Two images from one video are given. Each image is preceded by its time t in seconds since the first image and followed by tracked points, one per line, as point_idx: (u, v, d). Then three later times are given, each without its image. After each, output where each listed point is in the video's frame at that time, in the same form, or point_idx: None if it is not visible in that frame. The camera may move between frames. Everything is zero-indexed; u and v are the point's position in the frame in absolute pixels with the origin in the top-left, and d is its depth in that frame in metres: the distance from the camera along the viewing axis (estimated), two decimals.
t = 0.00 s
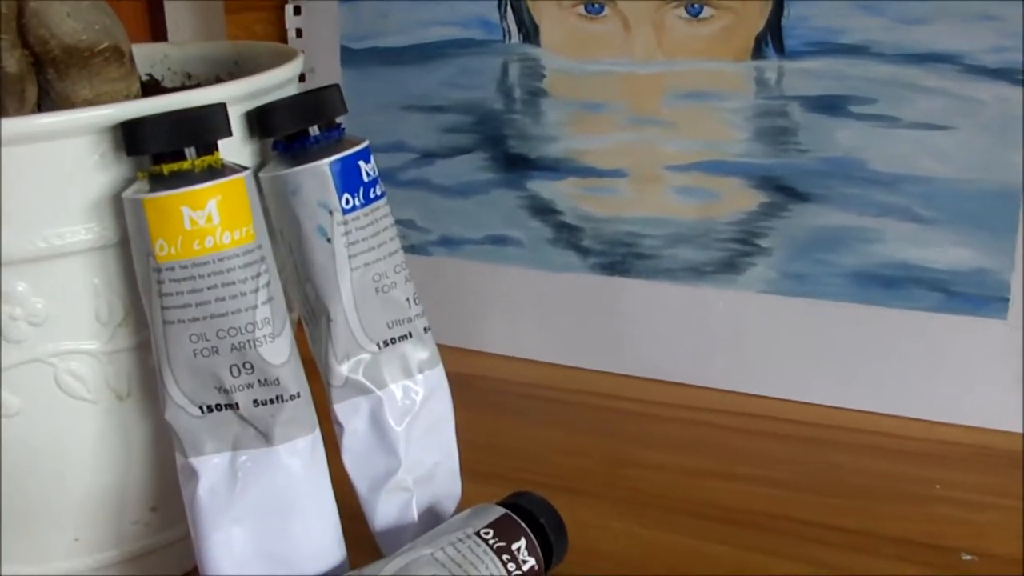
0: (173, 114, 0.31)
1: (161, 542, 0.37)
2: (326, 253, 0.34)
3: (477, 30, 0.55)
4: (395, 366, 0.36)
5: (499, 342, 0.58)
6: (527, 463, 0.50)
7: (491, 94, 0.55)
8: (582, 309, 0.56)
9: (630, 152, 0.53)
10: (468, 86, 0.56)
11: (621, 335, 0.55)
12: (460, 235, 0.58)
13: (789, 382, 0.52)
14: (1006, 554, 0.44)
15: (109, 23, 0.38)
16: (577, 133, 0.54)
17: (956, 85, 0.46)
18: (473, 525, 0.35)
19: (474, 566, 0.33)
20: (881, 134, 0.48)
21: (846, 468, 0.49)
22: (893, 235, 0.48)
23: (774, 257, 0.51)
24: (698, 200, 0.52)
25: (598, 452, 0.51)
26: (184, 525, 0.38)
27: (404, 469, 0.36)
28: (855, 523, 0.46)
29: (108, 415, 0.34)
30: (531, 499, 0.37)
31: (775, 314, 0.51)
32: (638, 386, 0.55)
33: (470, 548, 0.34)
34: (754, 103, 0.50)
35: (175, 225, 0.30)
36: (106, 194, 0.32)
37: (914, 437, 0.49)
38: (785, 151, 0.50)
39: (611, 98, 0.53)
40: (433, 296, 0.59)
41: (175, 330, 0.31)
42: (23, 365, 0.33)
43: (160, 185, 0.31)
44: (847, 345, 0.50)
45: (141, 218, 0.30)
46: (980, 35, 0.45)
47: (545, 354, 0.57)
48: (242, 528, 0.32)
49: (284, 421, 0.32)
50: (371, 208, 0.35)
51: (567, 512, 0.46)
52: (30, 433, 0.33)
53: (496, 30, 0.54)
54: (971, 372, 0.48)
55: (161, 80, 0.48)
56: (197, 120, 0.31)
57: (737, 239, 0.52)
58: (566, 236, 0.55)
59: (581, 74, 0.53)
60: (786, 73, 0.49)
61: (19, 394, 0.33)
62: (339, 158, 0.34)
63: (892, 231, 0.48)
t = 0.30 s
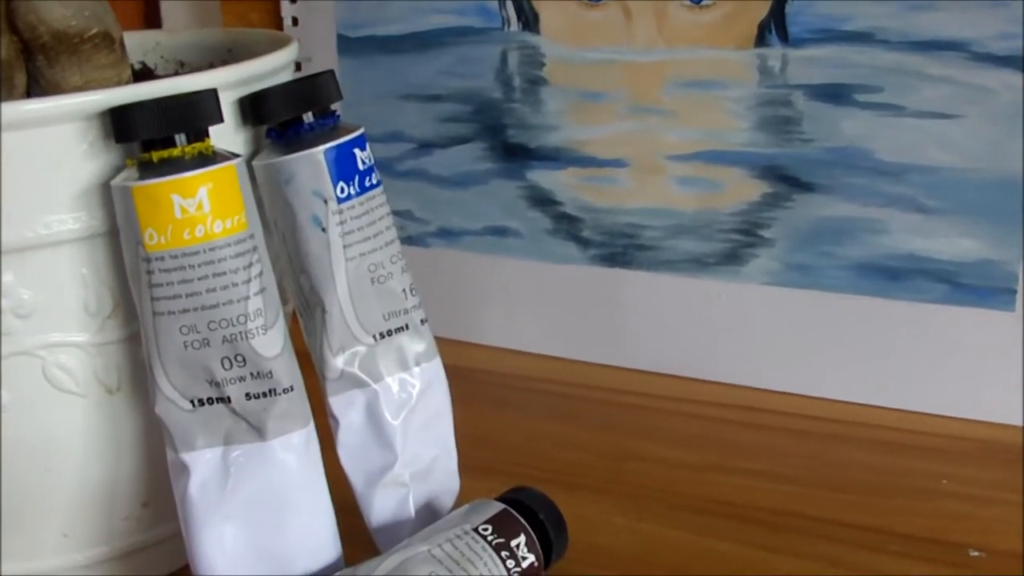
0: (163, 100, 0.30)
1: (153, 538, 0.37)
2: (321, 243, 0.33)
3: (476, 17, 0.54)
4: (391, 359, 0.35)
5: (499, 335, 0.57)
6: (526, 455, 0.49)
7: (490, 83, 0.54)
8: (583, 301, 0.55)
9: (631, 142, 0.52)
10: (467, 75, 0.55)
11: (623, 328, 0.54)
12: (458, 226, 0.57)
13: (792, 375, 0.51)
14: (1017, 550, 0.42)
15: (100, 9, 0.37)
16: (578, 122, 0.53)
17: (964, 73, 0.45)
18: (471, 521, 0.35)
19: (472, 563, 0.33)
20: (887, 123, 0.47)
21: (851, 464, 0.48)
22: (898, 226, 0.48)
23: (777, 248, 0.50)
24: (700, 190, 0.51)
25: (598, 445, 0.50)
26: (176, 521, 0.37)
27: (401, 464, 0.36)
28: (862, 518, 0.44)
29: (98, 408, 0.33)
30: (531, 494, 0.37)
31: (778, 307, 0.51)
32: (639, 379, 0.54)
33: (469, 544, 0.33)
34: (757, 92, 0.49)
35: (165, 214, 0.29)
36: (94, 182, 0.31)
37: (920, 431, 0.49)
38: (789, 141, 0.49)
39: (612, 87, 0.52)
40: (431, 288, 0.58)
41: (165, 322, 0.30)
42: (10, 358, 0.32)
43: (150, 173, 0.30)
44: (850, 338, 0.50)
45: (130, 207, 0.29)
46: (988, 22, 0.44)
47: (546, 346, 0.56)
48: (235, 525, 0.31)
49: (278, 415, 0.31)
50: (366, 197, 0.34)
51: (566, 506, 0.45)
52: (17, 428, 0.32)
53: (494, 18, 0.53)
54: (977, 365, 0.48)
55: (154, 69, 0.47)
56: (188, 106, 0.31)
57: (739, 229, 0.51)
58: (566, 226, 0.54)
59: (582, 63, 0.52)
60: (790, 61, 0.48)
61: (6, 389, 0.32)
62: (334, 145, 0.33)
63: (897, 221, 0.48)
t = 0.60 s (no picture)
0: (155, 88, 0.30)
1: (147, 534, 0.36)
2: (317, 234, 0.33)
3: (476, 7, 0.53)
4: (388, 353, 0.34)
5: (498, 328, 0.57)
6: (526, 450, 0.48)
7: (489, 74, 0.54)
8: (583, 294, 0.54)
9: (632, 133, 0.51)
10: (466, 65, 0.54)
11: (623, 321, 0.54)
12: (457, 219, 0.56)
13: (794, 369, 0.51)
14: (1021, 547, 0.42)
15: None
16: (578, 113, 0.52)
17: (968, 63, 0.44)
18: (469, 518, 0.34)
19: (470, 561, 0.32)
20: (890, 115, 0.46)
21: (855, 459, 0.47)
22: (901, 218, 0.47)
23: (779, 241, 0.49)
24: (701, 182, 0.50)
25: (598, 440, 0.49)
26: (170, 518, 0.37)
27: (398, 460, 0.35)
28: (865, 514, 0.44)
29: (89, 403, 0.33)
30: (531, 491, 0.36)
31: (780, 300, 0.50)
32: (639, 373, 0.54)
33: (467, 541, 0.33)
34: (759, 83, 0.48)
35: (157, 205, 0.28)
36: (85, 173, 0.30)
37: (924, 426, 0.48)
38: (791, 132, 0.48)
39: (613, 77, 0.51)
40: (429, 282, 0.58)
41: (157, 315, 0.29)
42: None
43: (141, 163, 0.29)
44: (853, 332, 0.49)
45: (120, 197, 0.29)
46: (993, 12, 0.44)
47: (546, 340, 0.56)
48: (229, 521, 0.30)
49: (272, 410, 0.30)
50: (363, 187, 0.33)
51: (565, 501, 0.44)
52: (5, 425, 0.32)
53: (494, 8, 0.52)
54: (981, 360, 0.47)
55: (150, 60, 0.47)
56: (180, 95, 0.30)
57: (741, 222, 0.50)
58: (566, 219, 0.54)
59: (583, 54, 0.51)
60: (792, 51, 0.47)
61: None
62: (330, 135, 0.32)
63: (900, 214, 0.47)
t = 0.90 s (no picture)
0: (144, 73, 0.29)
1: (138, 530, 0.35)
2: (311, 223, 0.32)
3: None
4: (385, 345, 0.33)
5: (497, 321, 0.56)
6: (526, 444, 0.48)
7: (489, 63, 0.53)
8: (584, 286, 0.54)
9: (633, 122, 0.50)
10: (463, 54, 0.53)
11: (624, 314, 0.53)
12: (456, 210, 0.55)
13: (798, 361, 0.50)
14: None
15: None
16: (578, 102, 0.51)
17: (975, 51, 0.44)
18: (468, 513, 0.33)
19: (469, 557, 0.31)
20: (896, 103, 0.45)
21: (860, 453, 0.46)
22: (907, 209, 0.46)
23: (783, 232, 0.49)
24: (703, 172, 0.49)
25: (600, 434, 0.48)
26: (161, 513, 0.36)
27: (395, 454, 0.34)
28: (871, 509, 0.43)
29: (78, 397, 0.32)
30: (529, 485, 0.36)
31: (784, 292, 0.49)
32: (641, 366, 0.53)
33: (465, 537, 0.32)
34: (762, 71, 0.47)
35: (146, 193, 0.28)
36: (73, 160, 0.30)
37: (930, 419, 0.48)
38: (795, 121, 0.47)
39: (614, 66, 0.50)
40: (427, 273, 0.57)
41: (147, 305, 0.28)
42: None
43: (130, 150, 0.28)
44: (857, 324, 0.48)
45: (109, 185, 0.28)
46: None
47: (546, 333, 0.55)
48: (221, 517, 0.30)
49: (265, 403, 0.30)
50: (359, 175, 0.33)
51: (565, 496, 0.44)
52: None
53: None
54: (987, 352, 0.46)
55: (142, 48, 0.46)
56: (170, 80, 0.29)
57: (744, 213, 0.49)
58: (566, 209, 0.53)
59: (583, 42, 0.50)
60: (796, 39, 0.46)
61: None
62: (325, 122, 0.32)
63: (906, 204, 0.46)
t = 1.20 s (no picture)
0: (131, 54, 0.28)
1: (128, 525, 0.35)
2: (304, 209, 0.31)
3: None
4: (380, 335, 0.33)
5: (496, 312, 0.55)
6: (527, 438, 0.47)
7: (487, 49, 0.51)
8: (585, 276, 0.53)
9: (635, 109, 0.49)
10: (461, 40, 0.52)
11: (626, 305, 0.52)
12: (454, 199, 0.54)
13: (805, 353, 0.49)
14: None
15: None
16: (578, 89, 0.50)
17: (985, 35, 0.42)
18: (465, 507, 0.33)
19: (466, 554, 0.31)
20: (903, 90, 0.44)
21: (867, 447, 0.46)
22: (914, 197, 0.45)
23: (788, 221, 0.47)
24: (706, 160, 0.48)
25: (602, 427, 0.48)
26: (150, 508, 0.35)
27: (391, 447, 0.34)
28: (878, 504, 0.42)
29: (65, 389, 0.31)
30: (527, 477, 0.35)
31: (788, 282, 0.48)
32: (643, 357, 0.52)
33: (463, 532, 0.31)
34: (766, 57, 0.46)
35: (133, 177, 0.27)
36: (56, 144, 0.29)
37: (937, 412, 0.47)
38: (799, 108, 0.46)
39: (615, 52, 0.49)
40: (425, 263, 0.56)
41: (134, 293, 0.28)
42: None
43: (116, 133, 0.28)
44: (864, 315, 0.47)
45: (95, 169, 0.27)
46: None
47: (545, 324, 0.55)
48: (212, 512, 0.29)
49: (256, 395, 0.29)
50: (353, 160, 0.32)
51: (565, 491, 0.43)
52: None
53: None
54: (995, 343, 0.45)
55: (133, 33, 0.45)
56: (159, 60, 0.28)
57: (747, 201, 0.48)
58: (566, 198, 0.52)
59: (583, 27, 0.49)
60: (801, 24, 0.45)
61: None
62: (318, 106, 0.31)
63: (913, 193, 0.45)
